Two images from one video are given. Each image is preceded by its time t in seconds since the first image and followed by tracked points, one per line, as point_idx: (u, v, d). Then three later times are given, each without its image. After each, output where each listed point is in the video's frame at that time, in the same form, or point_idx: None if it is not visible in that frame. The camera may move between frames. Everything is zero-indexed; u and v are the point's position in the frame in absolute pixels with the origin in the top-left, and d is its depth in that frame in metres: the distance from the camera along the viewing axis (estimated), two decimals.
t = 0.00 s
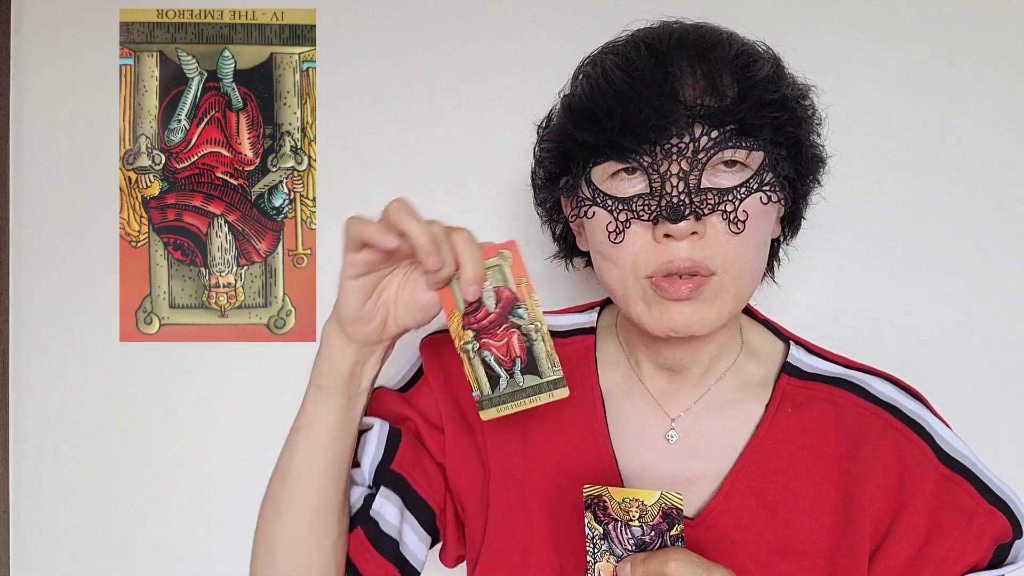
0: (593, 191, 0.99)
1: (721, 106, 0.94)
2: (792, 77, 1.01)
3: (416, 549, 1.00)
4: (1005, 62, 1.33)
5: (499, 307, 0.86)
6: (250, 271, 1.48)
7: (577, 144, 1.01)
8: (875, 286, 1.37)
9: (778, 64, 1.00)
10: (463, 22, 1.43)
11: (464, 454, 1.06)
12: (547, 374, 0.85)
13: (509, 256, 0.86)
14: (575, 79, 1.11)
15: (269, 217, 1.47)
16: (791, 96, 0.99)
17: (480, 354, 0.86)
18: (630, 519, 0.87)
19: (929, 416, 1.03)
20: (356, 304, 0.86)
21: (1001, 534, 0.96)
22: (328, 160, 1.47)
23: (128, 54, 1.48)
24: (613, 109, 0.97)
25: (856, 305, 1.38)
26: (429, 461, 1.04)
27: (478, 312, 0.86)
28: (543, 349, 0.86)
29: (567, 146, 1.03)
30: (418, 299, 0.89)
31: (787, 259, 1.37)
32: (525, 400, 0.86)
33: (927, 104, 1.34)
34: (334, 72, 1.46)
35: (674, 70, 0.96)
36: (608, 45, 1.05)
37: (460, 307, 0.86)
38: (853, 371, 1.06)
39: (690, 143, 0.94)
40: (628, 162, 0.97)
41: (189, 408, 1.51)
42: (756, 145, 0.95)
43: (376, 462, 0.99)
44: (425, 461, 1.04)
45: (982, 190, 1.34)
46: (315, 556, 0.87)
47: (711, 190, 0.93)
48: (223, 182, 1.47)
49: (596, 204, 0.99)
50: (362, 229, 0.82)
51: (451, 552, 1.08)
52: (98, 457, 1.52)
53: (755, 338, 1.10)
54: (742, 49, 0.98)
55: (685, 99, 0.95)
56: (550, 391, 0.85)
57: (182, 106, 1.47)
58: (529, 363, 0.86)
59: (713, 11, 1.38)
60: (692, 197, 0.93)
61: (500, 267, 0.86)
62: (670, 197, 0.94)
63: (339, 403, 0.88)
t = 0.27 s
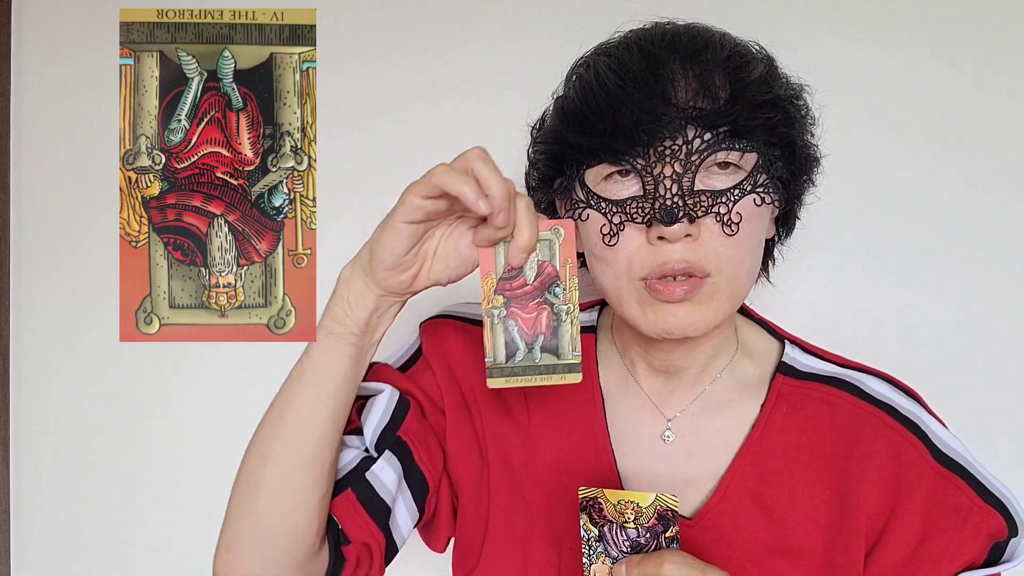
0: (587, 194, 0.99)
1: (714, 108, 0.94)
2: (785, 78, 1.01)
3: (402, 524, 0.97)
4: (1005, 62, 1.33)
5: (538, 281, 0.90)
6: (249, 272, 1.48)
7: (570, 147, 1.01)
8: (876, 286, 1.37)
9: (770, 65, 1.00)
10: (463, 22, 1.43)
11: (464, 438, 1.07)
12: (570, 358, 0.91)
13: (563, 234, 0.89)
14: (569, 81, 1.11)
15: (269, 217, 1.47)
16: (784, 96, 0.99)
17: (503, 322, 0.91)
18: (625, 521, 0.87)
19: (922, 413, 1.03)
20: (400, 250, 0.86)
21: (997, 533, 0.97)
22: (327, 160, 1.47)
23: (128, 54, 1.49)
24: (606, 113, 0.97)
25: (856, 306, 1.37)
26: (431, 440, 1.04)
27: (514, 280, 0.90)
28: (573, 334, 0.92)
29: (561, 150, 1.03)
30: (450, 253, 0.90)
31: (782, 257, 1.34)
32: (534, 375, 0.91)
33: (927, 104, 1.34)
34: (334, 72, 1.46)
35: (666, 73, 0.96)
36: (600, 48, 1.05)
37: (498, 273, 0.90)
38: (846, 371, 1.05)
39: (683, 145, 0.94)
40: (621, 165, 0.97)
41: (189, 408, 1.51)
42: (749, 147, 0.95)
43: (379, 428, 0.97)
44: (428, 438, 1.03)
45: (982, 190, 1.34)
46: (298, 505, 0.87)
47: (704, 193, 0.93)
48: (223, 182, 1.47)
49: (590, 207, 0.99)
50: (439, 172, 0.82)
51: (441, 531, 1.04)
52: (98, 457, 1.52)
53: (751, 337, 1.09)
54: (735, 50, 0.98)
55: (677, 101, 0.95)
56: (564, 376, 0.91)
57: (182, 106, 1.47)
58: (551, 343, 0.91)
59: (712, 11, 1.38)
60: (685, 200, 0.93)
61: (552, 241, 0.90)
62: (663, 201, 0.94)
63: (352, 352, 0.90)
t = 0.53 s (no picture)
0: (586, 194, 0.99)
1: (713, 108, 0.94)
2: (784, 78, 1.01)
3: (392, 517, 0.97)
4: (1004, 62, 1.33)
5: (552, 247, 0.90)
6: (251, 274, 1.49)
7: (569, 147, 1.02)
8: (875, 286, 1.37)
9: (770, 65, 1.00)
10: (463, 22, 1.43)
11: (461, 435, 1.07)
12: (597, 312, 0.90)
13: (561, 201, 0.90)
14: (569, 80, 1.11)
15: (269, 217, 1.48)
16: (784, 96, 0.99)
17: (526, 287, 0.90)
18: (626, 521, 0.87)
19: (922, 413, 1.04)
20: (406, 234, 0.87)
21: (995, 533, 0.97)
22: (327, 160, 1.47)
23: (128, 54, 1.48)
24: (605, 113, 0.98)
25: (856, 306, 1.37)
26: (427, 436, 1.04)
27: (526, 250, 0.90)
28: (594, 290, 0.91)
29: (560, 149, 1.03)
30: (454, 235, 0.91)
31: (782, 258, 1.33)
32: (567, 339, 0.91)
33: (927, 104, 1.34)
34: (334, 72, 1.46)
35: (666, 73, 0.96)
36: (599, 48, 1.05)
37: (508, 247, 0.90)
38: (846, 371, 1.06)
39: (682, 145, 0.94)
40: (620, 165, 0.97)
41: (189, 408, 1.50)
42: (748, 147, 0.95)
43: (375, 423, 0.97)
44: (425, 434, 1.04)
45: (982, 190, 1.34)
46: (287, 494, 0.87)
47: (703, 193, 0.93)
48: (223, 183, 1.47)
49: (588, 206, 0.99)
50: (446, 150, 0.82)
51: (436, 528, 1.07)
52: (98, 457, 1.52)
53: (751, 337, 1.09)
54: (734, 50, 0.98)
55: (677, 102, 0.95)
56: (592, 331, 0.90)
57: (182, 106, 1.47)
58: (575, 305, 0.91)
59: (712, 11, 1.38)
60: (684, 200, 0.93)
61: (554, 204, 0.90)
62: (662, 201, 0.94)
63: (349, 344, 0.90)
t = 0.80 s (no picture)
0: (582, 194, 0.99)
1: (709, 107, 0.94)
2: (781, 78, 1.02)
3: (386, 514, 0.99)
4: (1004, 62, 1.33)
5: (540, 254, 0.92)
6: (252, 273, 1.49)
7: (565, 147, 1.02)
8: (875, 286, 1.37)
9: (767, 66, 1.00)
10: (463, 22, 1.43)
11: (457, 435, 1.08)
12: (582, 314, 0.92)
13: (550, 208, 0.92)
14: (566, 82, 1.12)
15: (269, 217, 1.48)
16: (780, 96, 0.99)
17: (517, 289, 0.92)
18: (623, 520, 0.87)
19: (923, 417, 1.03)
20: (396, 240, 0.89)
21: (993, 535, 0.98)
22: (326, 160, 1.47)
23: (128, 54, 1.49)
24: (601, 112, 0.98)
25: (857, 306, 1.37)
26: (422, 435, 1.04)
27: (513, 254, 0.91)
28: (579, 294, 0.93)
29: (556, 150, 1.03)
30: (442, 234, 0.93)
31: (780, 261, 1.34)
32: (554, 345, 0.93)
33: (927, 104, 1.34)
34: (333, 72, 1.46)
35: (662, 72, 0.96)
36: (597, 50, 1.05)
37: (496, 252, 0.92)
38: (845, 370, 1.05)
39: (678, 144, 0.94)
40: (616, 164, 0.97)
41: (189, 409, 1.50)
42: (745, 147, 0.95)
43: (370, 419, 0.99)
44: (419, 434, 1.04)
45: (982, 190, 1.34)
46: (277, 492, 0.89)
47: (700, 192, 0.93)
48: (223, 182, 1.47)
49: (585, 207, 0.99)
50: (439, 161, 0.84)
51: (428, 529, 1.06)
52: (98, 457, 1.52)
53: (748, 338, 1.09)
54: (731, 50, 0.98)
55: (672, 101, 0.95)
56: (582, 336, 0.92)
57: (182, 106, 1.47)
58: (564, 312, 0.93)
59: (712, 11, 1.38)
60: (680, 199, 0.92)
61: (543, 211, 0.92)
62: (658, 199, 0.93)
63: (333, 345, 0.92)
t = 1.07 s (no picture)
0: (583, 193, 0.99)
1: (711, 104, 0.94)
2: (784, 79, 1.02)
3: (385, 513, 1.04)
4: (1004, 60, 1.34)
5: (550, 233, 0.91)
6: (252, 273, 1.49)
7: (567, 145, 1.02)
8: (876, 284, 1.37)
9: (770, 66, 1.01)
10: (463, 22, 1.43)
11: (459, 434, 1.10)
12: (603, 277, 0.90)
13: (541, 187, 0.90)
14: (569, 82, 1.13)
15: (269, 217, 1.48)
16: (783, 95, 0.99)
17: (540, 276, 0.92)
18: (624, 533, 0.92)
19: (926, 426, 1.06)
20: (387, 241, 0.96)
21: (996, 546, 1.00)
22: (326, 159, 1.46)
23: (128, 54, 1.49)
24: (604, 110, 0.98)
25: (857, 306, 1.37)
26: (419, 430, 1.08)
27: (522, 241, 0.92)
28: (596, 257, 0.90)
29: (557, 148, 1.03)
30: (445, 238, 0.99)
31: (786, 263, 1.33)
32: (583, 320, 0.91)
33: (928, 104, 1.34)
34: (333, 72, 1.46)
35: (664, 70, 0.96)
36: (604, 53, 1.07)
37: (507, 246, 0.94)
38: (851, 379, 1.08)
39: (680, 142, 0.94)
40: (618, 162, 0.97)
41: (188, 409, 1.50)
42: (748, 144, 0.95)
43: (371, 415, 1.04)
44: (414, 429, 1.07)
45: (983, 188, 1.34)
46: (272, 487, 0.95)
47: (701, 191, 0.93)
48: (223, 182, 1.47)
49: (586, 205, 0.99)
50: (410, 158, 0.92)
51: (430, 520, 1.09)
52: (98, 457, 1.52)
53: (754, 342, 1.10)
54: (733, 50, 0.99)
55: (674, 98, 0.95)
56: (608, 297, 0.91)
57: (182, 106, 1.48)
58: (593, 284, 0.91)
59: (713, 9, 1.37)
60: (681, 197, 0.93)
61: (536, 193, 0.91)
62: (661, 197, 0.94)
63: (328, 350, 1.01)
